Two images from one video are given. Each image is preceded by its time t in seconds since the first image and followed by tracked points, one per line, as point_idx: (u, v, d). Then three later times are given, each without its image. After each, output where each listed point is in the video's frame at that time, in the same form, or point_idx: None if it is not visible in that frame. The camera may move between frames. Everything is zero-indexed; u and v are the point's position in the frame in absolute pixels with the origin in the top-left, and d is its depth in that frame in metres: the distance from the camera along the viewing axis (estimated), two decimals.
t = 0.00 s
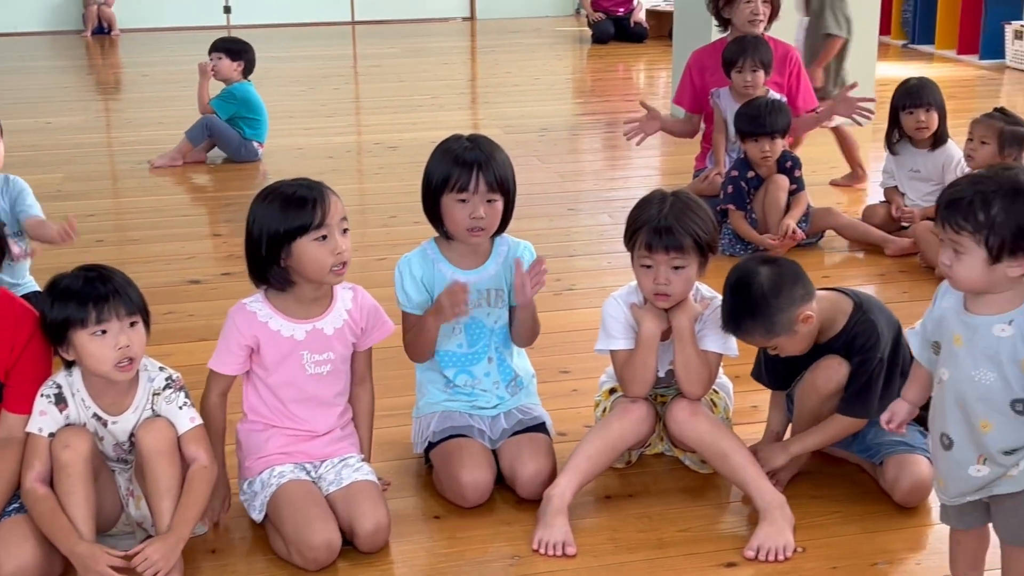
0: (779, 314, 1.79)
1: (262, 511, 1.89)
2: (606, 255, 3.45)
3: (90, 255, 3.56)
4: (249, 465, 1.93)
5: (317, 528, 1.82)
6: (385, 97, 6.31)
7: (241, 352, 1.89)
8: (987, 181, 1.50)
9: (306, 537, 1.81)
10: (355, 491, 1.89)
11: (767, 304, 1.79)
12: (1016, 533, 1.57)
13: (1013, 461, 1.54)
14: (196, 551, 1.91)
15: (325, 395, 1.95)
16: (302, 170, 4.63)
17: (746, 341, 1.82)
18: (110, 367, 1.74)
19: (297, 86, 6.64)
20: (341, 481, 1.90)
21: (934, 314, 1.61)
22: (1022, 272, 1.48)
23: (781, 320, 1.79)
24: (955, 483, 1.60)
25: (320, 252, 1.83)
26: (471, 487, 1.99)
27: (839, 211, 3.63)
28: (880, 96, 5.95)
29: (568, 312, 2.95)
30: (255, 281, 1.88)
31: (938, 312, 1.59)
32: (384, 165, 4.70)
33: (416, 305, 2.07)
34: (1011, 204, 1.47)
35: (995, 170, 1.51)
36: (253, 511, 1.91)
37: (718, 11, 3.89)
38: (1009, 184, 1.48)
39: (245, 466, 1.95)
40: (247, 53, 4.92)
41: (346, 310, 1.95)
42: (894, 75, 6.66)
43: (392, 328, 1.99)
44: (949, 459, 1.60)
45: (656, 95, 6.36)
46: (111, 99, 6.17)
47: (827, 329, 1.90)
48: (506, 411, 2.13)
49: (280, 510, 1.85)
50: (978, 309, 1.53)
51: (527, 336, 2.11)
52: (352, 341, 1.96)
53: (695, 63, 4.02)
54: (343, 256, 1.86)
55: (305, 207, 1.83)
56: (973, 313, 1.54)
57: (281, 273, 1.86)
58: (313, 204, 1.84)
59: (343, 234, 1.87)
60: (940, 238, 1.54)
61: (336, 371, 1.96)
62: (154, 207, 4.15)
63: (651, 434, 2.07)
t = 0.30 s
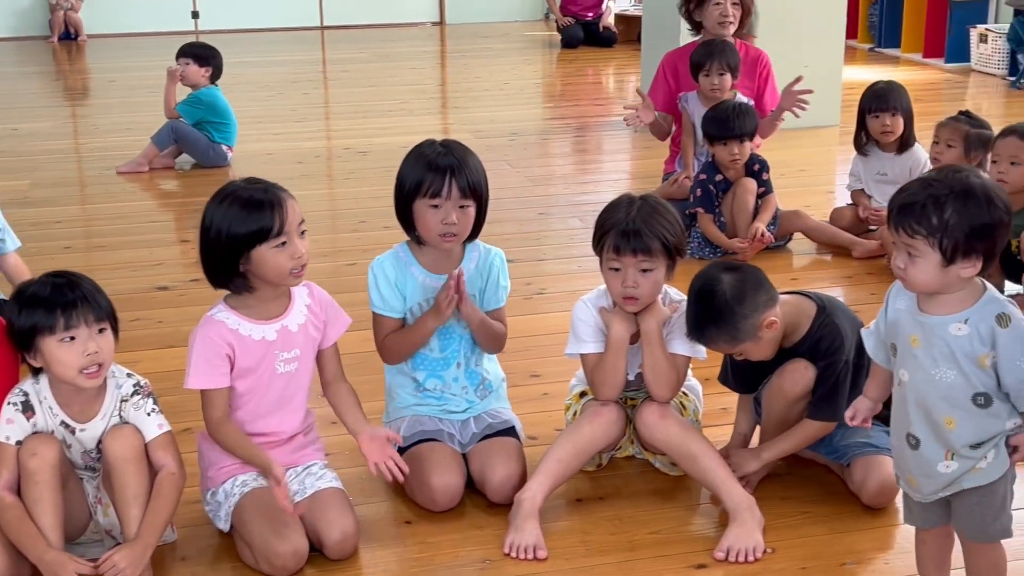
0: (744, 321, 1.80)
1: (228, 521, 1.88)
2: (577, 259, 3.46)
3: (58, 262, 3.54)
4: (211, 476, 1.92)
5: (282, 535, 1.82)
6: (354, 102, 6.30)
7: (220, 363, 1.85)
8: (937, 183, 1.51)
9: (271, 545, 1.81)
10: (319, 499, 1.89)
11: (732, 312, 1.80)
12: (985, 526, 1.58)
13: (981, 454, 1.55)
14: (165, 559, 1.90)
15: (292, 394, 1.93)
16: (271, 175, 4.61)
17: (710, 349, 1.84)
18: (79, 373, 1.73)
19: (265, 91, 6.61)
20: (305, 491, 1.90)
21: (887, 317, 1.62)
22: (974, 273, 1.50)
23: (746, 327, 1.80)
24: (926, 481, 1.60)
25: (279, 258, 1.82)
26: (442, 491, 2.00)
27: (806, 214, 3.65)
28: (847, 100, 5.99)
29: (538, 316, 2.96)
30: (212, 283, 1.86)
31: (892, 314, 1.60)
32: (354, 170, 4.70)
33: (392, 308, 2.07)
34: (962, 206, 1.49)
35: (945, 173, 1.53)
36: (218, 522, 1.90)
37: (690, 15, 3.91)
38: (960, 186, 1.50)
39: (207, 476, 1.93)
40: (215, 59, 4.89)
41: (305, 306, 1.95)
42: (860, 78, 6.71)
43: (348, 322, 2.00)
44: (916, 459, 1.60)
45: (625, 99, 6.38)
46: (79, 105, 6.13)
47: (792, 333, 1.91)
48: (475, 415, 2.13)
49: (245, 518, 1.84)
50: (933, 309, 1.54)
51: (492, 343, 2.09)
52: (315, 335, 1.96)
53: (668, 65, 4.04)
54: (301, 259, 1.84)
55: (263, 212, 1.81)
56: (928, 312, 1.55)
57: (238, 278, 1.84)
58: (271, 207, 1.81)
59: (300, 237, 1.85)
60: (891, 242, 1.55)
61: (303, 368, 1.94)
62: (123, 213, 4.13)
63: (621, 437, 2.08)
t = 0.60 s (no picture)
0: (712, 319, 1.80)
1: (204, 524, 1.87)
2: (548, 262, 3.47)
3: (27, 268, 3.52)
4: (186, 480, 1.90)
5: (258, 539, 1.81)
6: (326, 106, 6.29)
7: (191, 368, 1.84)
8: (913, 183, 1.53)
9: (248, 548, 1.80)
10: (296, 504, 1.89)
11: (699, 309, 1.81)
12: (977, 523, 1.59)
13: (964, 449, 1.56)
14: (135, 565, 1.89)
15: (265, 397, 1.93)
16: (242, 180, 4.60)
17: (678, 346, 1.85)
18: (47, 379, 1.72)
19: (236, 96, 6.59)
20: (283, 493, 1.90)
21: (861, 319, 1.62)
22: (952, 271, 1.52)
23: (713, 324, 1.81)
24: (909, 481, 1.59)
25: (240, 261, 1.81)
26: (415, 495, 1.99)
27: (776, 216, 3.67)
28: (817, 102, 6.03)
29: (509, 319, 2.96)
30: (176, 282, 1.85)
31: (868, 315, 1.60)
32: (326, 174, 4.69)
33: (365, 311, 2.07)
34: (938, 205, 1.51)
35: (920, 173, 1.55)
36: (194, 525, 1.89)
37: (665, 17, 3.92)
38: (936, 185, 1.52)
39: (183, 481, 1.91)
40: (183, 63, 4.87)
41: (270, 306, 1.95)
42: (830, 81, 6.76)
43: (312, 322, 1.99)
44: (898, 459, 1.59)
45: (596, 103, 6.40)
46: (48, 111, 6.09)
47: (759, 333, 1.92)
48: (448, 418, 2.13)
49: (222, 522, 1.83)
50: (912, 308, 1.55)
51: (466, 342, 2.10)
52: (283, 335, 1.95)
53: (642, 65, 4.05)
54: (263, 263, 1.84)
55: (227, 214, 1.80)
56: (906, 311, 1.56)
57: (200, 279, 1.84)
58: (236, 210, 1.81)
59: (264, 241, 1.85)
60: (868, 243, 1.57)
61: (273, 369, 1.93)
62: (92, 219, 4.11)
63: (593, 440, 2.08)
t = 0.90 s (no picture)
0: (685, 315, 1.81)
1: (174, 530, 1.86)
2: (521, 264, 3.47)
3: None
4: (157, 487, 1.90)
5: (229, 544, 1.80)
6: (298, 109, 6.28)
7: (158, 379, 1.82)
8: (924, 186, 1.51)
9: (218, 553, 1.79)
10: (268, 507, 1.88)
11: (672, 307, 1.81)
12: (970, 529, 1.59)
13: (964, 458, 1.55)
14: (106, 571, 1.87)
15: (233, 404, 1.92)
16: (213, 183, 4.58)
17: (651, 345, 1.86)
18: (16, 385, 1.71)
19: (207, 99, 6.57)
20: (255, 496, 1.89)
21: (871, 322, 1.60)
22: (963, 275, 1.50)
23: (685, 322, 1.81)
24: (907, 488, 1.59)
25: (204, 268, 1.80)
26: (389, 498, 1.99)
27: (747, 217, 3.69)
28: (787, 103, 6.07)
29: (482, 321, 2.96)
30: (142, 290, 1.84)
31: (878, 319, 1.58)
32: (297, 177, 4.68)
33: (338, 313, 2.06)
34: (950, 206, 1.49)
35: (932, 176, 1.53)
36: (165, 531, 1.88)
37: (637, 18, 3.94)
38: (948, 186, 1.50)
39: (153, 487, 1.91)
40: (151, 66, 4.85)
41: (234, 311, 1.94)
42: (800, 82, 6.81)
43: (276, 325, 1.99)
44: (899, 465, 1.58)
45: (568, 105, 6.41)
46: (16, 114, 6.05)
47: (730, 332, 1.93)
48: (420, 420, 2.13)
49: (193, 529, 1.82)
50: (922, 313, 1.53)
51: (442, 347, 2.10)
52: (249, 341, 1.95)
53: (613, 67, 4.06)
54: (227, 270, 1.83)
55: (190, 220, 1.79)
56: (917, 316, 1.54)
57: (164, 286, 1.83)
58: (200, 216, 1.80)
59: (228, 248, 1.84)
60: (879, 244, 1.54)
61: (240, 374, 1.93)
62: (62, 223, 4.08)
63: (566, 440, 2.09)
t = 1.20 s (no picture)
0: (656, 316, 1.82)
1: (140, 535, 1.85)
2: (492, 264, 3.47)
3: None
4: (121, 491, 1.89)
5: (196, 547, 1.79)
6: (268, 109, 6.25)
7: (118, 383, 1.81)
8: (932, 193, 1.50)
9: (184, 558, 1.79)
10: (233, 512, 1.87)
11: (643, 307, 1.82)
12: (970, 528, 1.61)
13: (976, 461, 1.56)
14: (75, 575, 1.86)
15: (197, 410, 1.91)
16: (183, 184, 4.56)
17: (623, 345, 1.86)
18: None
19: (176, 99, 6.54)
20: (219, 503, 1.88)
21: (874, 329, 1.58)
22: (972, 281, 1.50)
23: (657, 322, 1.82)
24: (920, 495, 1.57)
25: (174, 273, 1.80)
26: (359, 498, 1.99)
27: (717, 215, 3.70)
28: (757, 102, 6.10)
29: (452, 321, 2.96)
30: (111, 293, 1.83)
31: (885, 326, 1.56)
32: (268, 178, 4.66)
33: (308, 315, 2.06)
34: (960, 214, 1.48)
35: (938, 182, 1.51)
36: (130, 537, 1.87)
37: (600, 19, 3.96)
38: (957, 194, 1.49)
39: (117, 492, 1.90)
40: (118, 66, 4.82)
41: (206, 319, 1.93)
42: (769, 81, 6.84)
43: (250, 333, 1.98)
44: (911, 472, 1.57)
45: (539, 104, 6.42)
46: None
47: (700, 330, 1.94)
48: (391, 420, 2.13)
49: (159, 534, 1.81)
50: (934, 318, 1.53)
51: (404, 351, 2.08)
52: (218, 350, 1.94)
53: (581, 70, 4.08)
54: (197, 274, 1.83)
55: (161, 225, 1.78)
56: (928, 321, 1.53)
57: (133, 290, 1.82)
58: (170, 220, 1.79)
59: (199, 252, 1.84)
60: (888, 251, 1.53)
61: (206, 383, 1.92)
62: (30, 225, 4.05)
63: (538, 439, 2.09)
